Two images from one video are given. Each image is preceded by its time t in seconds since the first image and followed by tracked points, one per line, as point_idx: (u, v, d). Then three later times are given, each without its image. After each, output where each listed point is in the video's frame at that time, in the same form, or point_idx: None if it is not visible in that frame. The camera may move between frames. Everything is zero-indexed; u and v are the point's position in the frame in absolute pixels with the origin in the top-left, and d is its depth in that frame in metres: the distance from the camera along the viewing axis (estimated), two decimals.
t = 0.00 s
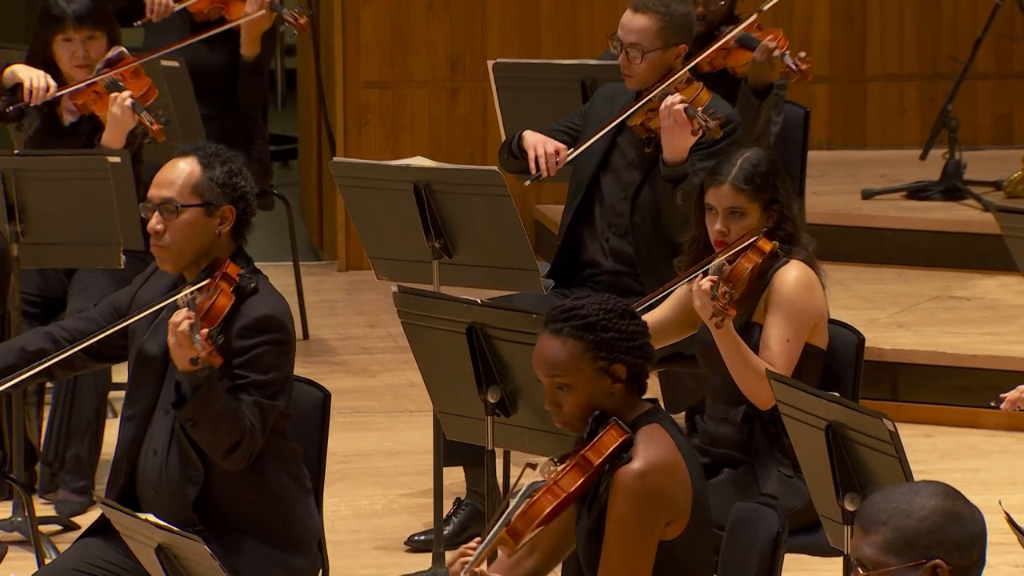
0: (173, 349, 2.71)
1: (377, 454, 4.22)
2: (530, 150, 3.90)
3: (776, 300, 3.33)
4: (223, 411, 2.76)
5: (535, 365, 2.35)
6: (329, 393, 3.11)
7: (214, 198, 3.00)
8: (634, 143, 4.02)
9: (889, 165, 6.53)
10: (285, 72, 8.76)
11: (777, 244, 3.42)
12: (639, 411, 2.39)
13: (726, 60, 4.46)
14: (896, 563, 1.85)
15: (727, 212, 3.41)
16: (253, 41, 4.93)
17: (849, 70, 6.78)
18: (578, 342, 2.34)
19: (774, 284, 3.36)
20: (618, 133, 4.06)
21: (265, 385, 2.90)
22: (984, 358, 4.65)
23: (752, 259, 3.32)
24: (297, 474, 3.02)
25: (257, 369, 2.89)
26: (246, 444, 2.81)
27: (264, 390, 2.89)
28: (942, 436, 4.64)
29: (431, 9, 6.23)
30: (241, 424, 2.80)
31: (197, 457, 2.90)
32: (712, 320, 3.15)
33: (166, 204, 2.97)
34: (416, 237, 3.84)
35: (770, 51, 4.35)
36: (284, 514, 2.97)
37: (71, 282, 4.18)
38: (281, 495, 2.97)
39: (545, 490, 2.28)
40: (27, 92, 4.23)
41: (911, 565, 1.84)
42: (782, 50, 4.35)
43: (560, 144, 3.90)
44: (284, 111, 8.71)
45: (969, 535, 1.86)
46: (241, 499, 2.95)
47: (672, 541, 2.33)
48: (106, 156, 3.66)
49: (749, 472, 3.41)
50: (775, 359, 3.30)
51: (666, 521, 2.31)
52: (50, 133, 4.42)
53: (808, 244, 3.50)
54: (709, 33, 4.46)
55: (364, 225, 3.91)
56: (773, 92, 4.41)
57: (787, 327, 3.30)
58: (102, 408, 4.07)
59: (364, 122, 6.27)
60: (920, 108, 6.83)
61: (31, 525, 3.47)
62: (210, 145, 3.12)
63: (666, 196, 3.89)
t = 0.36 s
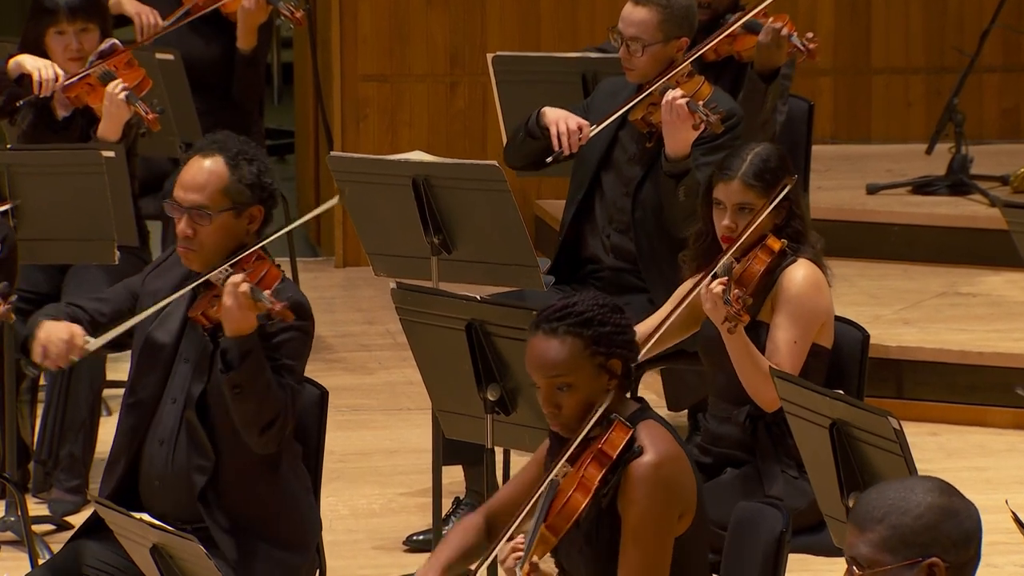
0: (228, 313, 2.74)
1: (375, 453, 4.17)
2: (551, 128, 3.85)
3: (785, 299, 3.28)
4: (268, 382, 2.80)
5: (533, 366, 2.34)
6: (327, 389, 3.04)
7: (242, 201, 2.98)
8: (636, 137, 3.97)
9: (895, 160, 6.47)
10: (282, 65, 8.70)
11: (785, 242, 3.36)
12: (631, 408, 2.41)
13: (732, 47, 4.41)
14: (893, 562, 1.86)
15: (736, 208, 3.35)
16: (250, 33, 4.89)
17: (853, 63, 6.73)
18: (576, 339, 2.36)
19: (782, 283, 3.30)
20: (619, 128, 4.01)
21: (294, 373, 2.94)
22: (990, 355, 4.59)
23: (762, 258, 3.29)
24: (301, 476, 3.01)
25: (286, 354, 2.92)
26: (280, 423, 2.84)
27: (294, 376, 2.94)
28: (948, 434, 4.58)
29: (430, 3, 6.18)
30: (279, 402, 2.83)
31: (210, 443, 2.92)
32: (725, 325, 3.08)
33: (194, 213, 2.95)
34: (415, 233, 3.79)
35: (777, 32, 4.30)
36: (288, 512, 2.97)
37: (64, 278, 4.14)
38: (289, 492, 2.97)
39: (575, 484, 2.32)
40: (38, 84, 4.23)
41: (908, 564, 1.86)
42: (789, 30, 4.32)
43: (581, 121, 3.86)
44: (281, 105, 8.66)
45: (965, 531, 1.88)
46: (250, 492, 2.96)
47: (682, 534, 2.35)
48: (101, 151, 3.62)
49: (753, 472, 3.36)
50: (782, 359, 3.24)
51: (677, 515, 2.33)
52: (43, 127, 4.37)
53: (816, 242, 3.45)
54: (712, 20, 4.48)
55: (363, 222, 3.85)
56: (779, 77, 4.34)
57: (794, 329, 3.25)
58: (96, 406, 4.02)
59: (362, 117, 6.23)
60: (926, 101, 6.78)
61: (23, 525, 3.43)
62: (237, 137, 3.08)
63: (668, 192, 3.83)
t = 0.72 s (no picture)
0: (282, 323, 2.72)
1: (374, 449, 4.12)
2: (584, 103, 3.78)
3: (787, 295, 3.23)
4: (315, 390, 2.79)
5: (512, 352, 2.31)
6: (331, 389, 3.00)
7: (264, 207, 2.96)
8: (637, 130, 3.92)
9: (899, 152, 6.43)
10: (278, 56, 8.66)
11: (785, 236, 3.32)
12: (614, 396, 2.37)
13: (723, 36, 4.37)
14: (874, 555, 1.87)
15: (730, 207, 3.32)
16: (250, 25, 4.83)
17: (857, 55, 6.68)
18: (552, 325, 2.33)
19: (783, 278, 3.26)
20: (620, 121, 3.96)
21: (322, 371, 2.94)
22: (995, 350, 4.55)
23: (762, 255, 3.24)
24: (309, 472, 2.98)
25: (320, 356, 2.88)
26: (322, 426, 2.84)
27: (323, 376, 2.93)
28: (952, 430, 4.54)
29: None
30: (319, 406, 2.82)
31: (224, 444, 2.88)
32: (723, 324, 3.04)
33: (216, 218, 2.90)
34: (414, 226, 3.74)
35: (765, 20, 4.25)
36: (299, 514, 2.94)
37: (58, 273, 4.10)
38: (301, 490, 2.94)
39: (551, 465, 2.29)
40: (44, 72, 4.18)
41: (889, 557, 1.86)
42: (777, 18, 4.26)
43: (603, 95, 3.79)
44: (277, 98, 8.62)
45: (947, 521, 1.88)
46: (264, 492, 2.91)
47: (666, 523, 2.32)
48: (97, 143, 3.59)
49: (757, 470, 3.32)
50: (784, 356, 3.20)
51: (661, 503, 2.29)
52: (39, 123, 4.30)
53: (816, 234, 3.41)
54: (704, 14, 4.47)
55: (362, 216, 3.81)
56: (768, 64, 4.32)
57: (798, 324, 3.21)
58: (91, 401, 3.98)
59: (360, 109, 6.16)
60: (930, 93, 6.74)
61: (18, 521, 3.39)
62: (255, 135, 3.03)
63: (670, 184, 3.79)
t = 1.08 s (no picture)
0: (271, 324, 2.67)
1: (369, 450, 4.07)
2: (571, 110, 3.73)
3: (778, 288, 3.21)
4: (310, 390, 2.73)
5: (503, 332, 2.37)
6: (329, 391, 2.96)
7: (248, 206, 2.90)
8: (638, 126, 3.86)
9: (902, 149, 6.38)
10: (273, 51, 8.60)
11: (778, 230, 3.30)
12: (611, 384, 2.37)
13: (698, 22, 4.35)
14: (851, 551, 1.92)
15: (720, 203, 3.30)
16: (244, 21, 4.78)
17: (862, 50, 6.61)
18: (545, 307, 2.36)
19: (775, 271, 3.23)
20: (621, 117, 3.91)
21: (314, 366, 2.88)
22: (1000, 349, 4.50)
23: (750, 244, 3.23)
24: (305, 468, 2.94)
25: (309, 353, 2.83)
26: (316, 425, 2.79)
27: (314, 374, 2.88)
28: (956, 431, 4.48)
29: None
30: (314, 407, 2.77)
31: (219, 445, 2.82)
32: (703, 307, 3.06)
33: (199, 219, 2.87)
34: (411, 224, 3.68)
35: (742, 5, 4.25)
36: (295, 516, 2.89)
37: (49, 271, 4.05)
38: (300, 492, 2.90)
39: (502, 443, 2.26)
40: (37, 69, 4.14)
41: (867, 553, 1.92)
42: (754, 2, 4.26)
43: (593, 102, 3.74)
44: (273, 93, 8.57)
45: (924, 518, 1.94)
46: (262, 492, 2.86)
47: (640, 512, 2.28)
48: (87, 138, 3.56)
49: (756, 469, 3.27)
50: (776, 349, 3.19)
51: (633, 491, 2.26)
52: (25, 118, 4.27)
53: (812, 227, 3.37)
54: None
55: (358, 213, 3.75)
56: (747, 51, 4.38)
57: (790, 316, 3.19)
58: (83, 401, 3.93)
59: (357, 105, 6.12)
60: (933, 88, 6.70)
61: (8, 523, 3.33)
62: (236, 131, 2.96)
63: (671, 181, 3.72)
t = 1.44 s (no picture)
0: (218, 330, 2.58)
1: (360, 453, 3.99)
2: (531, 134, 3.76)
3: (781, 284, 3.14)
4: (267, 394, 2.64)
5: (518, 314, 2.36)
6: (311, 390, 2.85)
7: (216, 206, 2.83)
8: (635, 121, 3.79)
9: (904, 145, 6.31)
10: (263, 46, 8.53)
11: (782, 226, 3.23)
12: (623, 379, 2.34)
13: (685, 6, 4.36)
14: (840, 551, 1.99)
15: (718, 200, 3.23)
16: (233, 16, 4.74)
17: (862, 43, 6.56)
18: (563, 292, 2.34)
19: (778, 268, 3.16)
20: (617, 112, 3.83)
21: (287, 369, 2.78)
22: (1005, 350, 4.42)
23: (752, 237, 3.17)
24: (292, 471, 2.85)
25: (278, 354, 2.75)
26: (283, 430, 2.69)
27: (289, 374, 2.77)
28: (960, 433, 4.41)
29: None
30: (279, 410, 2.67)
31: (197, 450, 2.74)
32: (705, 294, 2.99)
33: (166, 223, 2.78)
34: (402, 223, 3.61)
35: None
36: (279, 521, 2.80)
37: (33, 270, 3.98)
38: (283, 497, 2.81)
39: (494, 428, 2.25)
40: None
41: (855, 554, 1.98)
42: None
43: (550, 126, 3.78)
44: (262, 89, 8.50)
45: (911, 520, 2.01)
46: (240, 498, 2.77)
47: (639, 506, 2.26)
48: (73, 135, 3.46)
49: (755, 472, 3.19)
50: (778, 346, 3.11)
51: (631, 483, 2.23)
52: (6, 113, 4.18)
53: (815, 226, 3.30)
54: None
55: (349, 211, 3.67)
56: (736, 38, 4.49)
57: (794, 311, 3.11)
58: (68, 402, 3.86)
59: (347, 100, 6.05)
60: (936, 84, 6.62)
61: None
62: (202, 130, 2.89)
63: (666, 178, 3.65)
